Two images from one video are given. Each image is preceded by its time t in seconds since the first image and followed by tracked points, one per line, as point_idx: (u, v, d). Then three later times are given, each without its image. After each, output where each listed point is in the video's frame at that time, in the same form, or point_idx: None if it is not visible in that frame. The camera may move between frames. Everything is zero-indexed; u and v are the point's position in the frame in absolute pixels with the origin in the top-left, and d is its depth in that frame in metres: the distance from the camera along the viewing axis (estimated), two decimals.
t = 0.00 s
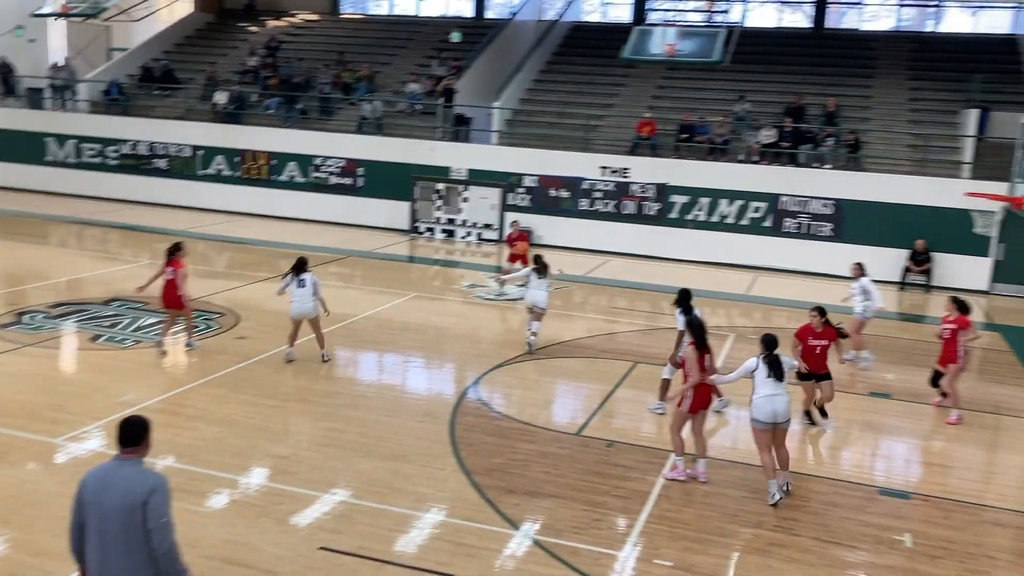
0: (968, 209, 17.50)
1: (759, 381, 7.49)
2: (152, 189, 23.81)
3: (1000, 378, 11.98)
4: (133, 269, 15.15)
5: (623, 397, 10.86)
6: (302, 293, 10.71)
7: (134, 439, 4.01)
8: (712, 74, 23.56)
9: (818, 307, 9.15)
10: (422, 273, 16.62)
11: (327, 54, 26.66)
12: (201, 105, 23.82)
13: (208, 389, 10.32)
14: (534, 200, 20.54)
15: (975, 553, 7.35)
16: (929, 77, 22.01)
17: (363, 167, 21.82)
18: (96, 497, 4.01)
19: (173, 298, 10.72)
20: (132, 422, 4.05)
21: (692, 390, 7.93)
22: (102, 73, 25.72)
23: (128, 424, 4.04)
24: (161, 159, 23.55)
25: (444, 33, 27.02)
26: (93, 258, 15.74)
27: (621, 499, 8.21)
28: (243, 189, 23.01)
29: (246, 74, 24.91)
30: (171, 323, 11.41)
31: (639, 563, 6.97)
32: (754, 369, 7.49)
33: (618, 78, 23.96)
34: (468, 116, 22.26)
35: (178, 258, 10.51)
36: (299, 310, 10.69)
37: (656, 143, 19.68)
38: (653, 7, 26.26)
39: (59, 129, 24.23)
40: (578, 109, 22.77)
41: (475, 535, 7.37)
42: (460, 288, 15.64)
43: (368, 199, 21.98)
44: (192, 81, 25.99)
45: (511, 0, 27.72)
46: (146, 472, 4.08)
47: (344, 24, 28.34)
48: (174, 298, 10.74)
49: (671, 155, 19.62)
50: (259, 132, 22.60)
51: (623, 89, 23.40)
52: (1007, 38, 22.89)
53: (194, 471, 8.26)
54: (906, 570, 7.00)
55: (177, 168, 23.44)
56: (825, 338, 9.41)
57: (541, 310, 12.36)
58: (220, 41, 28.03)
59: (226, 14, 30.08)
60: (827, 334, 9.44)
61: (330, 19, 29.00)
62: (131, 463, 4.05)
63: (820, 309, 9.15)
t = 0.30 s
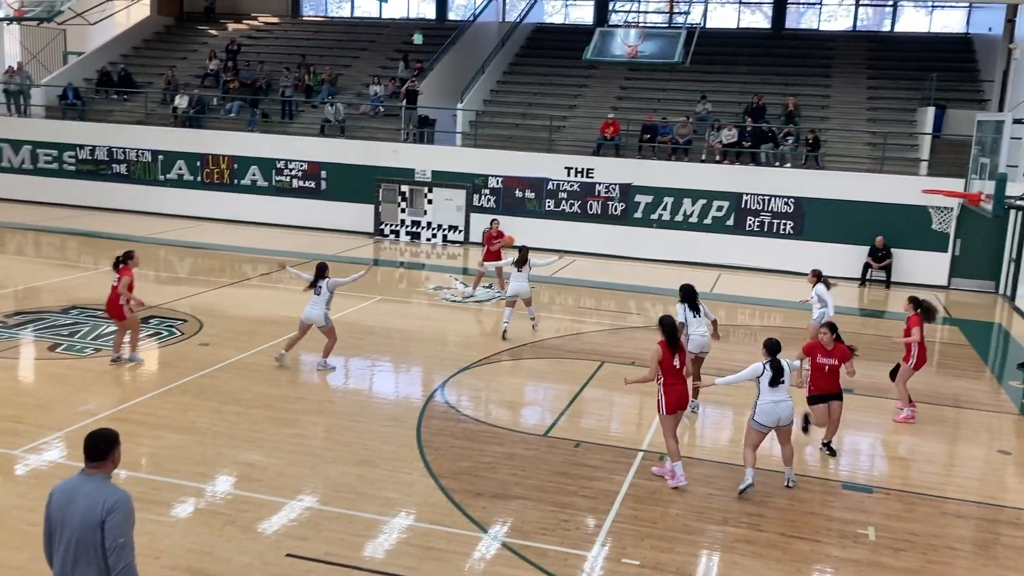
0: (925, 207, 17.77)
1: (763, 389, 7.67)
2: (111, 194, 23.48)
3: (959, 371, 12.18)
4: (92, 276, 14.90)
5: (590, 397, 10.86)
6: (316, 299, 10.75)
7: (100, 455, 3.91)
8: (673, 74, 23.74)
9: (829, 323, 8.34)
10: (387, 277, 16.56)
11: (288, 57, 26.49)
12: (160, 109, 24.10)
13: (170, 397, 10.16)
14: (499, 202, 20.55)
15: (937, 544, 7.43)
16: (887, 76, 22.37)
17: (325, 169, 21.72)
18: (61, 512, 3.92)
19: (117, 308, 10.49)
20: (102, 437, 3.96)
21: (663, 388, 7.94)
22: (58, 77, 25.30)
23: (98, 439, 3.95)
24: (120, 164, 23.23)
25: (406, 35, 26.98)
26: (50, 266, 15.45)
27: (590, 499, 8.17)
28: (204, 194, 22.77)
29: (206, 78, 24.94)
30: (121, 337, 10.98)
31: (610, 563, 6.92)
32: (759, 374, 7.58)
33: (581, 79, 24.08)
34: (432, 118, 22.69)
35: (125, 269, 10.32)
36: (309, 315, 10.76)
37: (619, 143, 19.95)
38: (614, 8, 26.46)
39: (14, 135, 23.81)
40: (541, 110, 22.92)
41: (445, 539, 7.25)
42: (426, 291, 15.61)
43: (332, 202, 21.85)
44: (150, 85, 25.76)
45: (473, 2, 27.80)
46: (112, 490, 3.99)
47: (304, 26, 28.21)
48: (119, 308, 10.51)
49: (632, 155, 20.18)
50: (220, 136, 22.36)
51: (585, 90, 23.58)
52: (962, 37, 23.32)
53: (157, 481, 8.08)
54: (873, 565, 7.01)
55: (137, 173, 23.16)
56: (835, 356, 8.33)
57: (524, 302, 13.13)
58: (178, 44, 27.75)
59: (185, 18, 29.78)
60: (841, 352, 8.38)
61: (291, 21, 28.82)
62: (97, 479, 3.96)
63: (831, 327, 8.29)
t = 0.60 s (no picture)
0: (893, 203, 17.95)
1: (752, 377, 7.72)
2: (78, 201, 23.18)
3: (927, 366, 12.34)
4: (59, 284, 14.70)
5: (564, 398, 10.88)
6: (344, 301, 10.84)
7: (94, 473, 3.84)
8: (642, 75, 23.87)
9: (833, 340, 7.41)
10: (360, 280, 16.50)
11: (256, 60, 26.30)
12: (126, 114, 23.89)
13: (140, 405, 10.03)
14: (470, 203, 20.53)
15: (908, 538, 7.49)
16: (852, 75, 22.65)
17: (294, 173, 21.58)
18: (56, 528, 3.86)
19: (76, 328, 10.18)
20: (101, 455, 3.88)
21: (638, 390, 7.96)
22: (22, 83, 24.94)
23: (95, 456, 3.88)
24: (86, 170, 22.95)
25: (375, 37, 26.92)
26: (16, 274, 15.22)
27: (565, 500, 8.15)
28: (172, 200, 22.55)
29: (173, 82, 24.78)
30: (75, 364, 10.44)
31: (586, 564, 6.90)
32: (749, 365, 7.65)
33: (551, 80, 24.16)
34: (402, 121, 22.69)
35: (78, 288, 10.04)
36: (341, 319, 10.88)
37: (589, 144, 19.99)
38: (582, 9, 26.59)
39: None
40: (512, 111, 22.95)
41: (421, 542, 7.20)
42: (399, 294, 15.58)
43: (303, 206, 21.73)
44: (116, 90, 25.48)
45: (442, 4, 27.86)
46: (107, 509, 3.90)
47: (271, 29, 28.07)
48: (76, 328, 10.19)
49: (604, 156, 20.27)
50: (187, 141, 22.13)
51: (555, 91, 23.66)
52: (925, 36, 23.67)
53: (129, 490, 7.93)
54: (847, 560, 7.05)
55: (103, 179, 22.86)
56: (836, 376, 7.55)
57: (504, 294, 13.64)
58: (144, 48, 27.49)
59: (151, 22, 29.49)
60: (846, 372, 7.52)
61: (258, 25, 28.68)
62: (94, 497, 3.88)
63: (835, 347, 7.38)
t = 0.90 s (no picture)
0: (869, 198, 18.12)
1: (729, 364, 7.84)
2: (54, 205, 22.96)
3: (906, 359, 12.46)
4: (34, 290, 14.54)
5: (546, 396, 10.90)
6: (383, 308, 10.78)
7: (101, 480, 3.89)
8: (619, 73, 23.95)
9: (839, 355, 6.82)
10: (340, 282, 16.47)
11: (231, 62, 26.13)
12: (101, 117, 23.69)
13: (119, 410, 9.94)
14: (449, 203, 20.52)
15: (888, 529, 7.55)
16: (827, 71, 22.85)
17: (273, 175, 21.48)
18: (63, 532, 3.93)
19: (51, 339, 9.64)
20: (109, 462, 3.93)
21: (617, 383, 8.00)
22: None
23: (101, 464, 3.93)
24: (61, 174, 22.72)
25: (352, 38, 26.82)
26: None
27: (548, 498, 8.16)
28: (149, 203, 22.39)
29: (148, 84, 24.62)
30: (42, 371, 9.93)
31: (570, 561, 6.92)
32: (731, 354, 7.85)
33: (529, 79, 24.19)
34: (380, 121, 22.65)
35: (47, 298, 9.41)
36: (381, 325, 10.81)
37: (568, 142, 20.02)
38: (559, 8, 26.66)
39: None
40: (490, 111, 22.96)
41: (405, 543, 7.19)
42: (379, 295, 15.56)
43: (281, 208, 21.64)
44: (90, 93, 25.25)
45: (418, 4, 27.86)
46: (113, 516, 3.94)
47: (247, 30, 27.92)
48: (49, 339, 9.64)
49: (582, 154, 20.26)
50: (163, 144, 21.98)
51: (533, 90, 23.68)
52: (898, 33, 23.91)
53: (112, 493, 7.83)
54: (828, 553, 7.10)
55: (79, 183, 22.64)
56: (847, 394, 6.72)
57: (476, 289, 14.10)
58: (118, 51, 27.27)
59: (125, 24, 29.24)
60: (858, 390, 6.70)
61: (234, 26, 28.54)
62: (101, 505, 3.93)
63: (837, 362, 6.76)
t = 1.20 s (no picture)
0: (856, 192, 18.20)
1: (699, 359, 7.90)
2: (41, 206, 22.85)
3: (894, 351, 12.53)
4: (22, 291, 14.49)
5: (537, 393, 10.93)
6: (411, 309, 10.77)
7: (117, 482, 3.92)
8: (607, 69, 23.97)
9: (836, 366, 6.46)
10: (330, 280, 16.46)
11: (218, 61, 26.06)
12: (87, 117, 23.59)
13: (109, 412, 9.92)
14: (438, 201, 20.52)
15: (877, 521, 7.60)
16: (813, 65, 22.91)
17: (261, 174, 21.42)
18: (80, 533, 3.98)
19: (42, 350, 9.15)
20: (124, 465, 3.96)
21: (602, 373, 8.08)
22: None
23: (119, 467, 3.97)
24: (48, 176, 22.62)
25: (339, 36, 26.77)
26: None
27: (539, 494, 8.19)
28: (137, 203, 22.31)
29: (134, 84, 24.53)
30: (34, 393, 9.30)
31: (562, 557, 6.95)
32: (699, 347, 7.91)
33: (517, 75, 24.19)
34: (368, 120, 22.61)
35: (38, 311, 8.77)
36: (411, 325, 10.80)
37: (556, 139, 20.02)
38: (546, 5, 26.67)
39: None
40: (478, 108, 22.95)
41: (397, 542, 7.20)
42: (369, 293, 15.57)
43: (270, 207, 21.59)
44: (76, 93, 25.12)
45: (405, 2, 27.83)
46: (130, 519, 3.97)
47: (233, 29, 27.84)
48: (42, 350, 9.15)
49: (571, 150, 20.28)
50: (150, 144, 21.90)
51: (521, 86, 23.68)
52: (883, 26, 24.00)
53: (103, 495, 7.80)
54: (817, 546, 7.15)
55: (66, 184, 22.55)
56: (837, 406, 6.39)
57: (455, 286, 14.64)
58: (104, 50, 27.16)
59: (110, 24, 29.12)
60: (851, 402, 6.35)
61: (220, 25, 28.45)
62: (117, 508, 3.96)
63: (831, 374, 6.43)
